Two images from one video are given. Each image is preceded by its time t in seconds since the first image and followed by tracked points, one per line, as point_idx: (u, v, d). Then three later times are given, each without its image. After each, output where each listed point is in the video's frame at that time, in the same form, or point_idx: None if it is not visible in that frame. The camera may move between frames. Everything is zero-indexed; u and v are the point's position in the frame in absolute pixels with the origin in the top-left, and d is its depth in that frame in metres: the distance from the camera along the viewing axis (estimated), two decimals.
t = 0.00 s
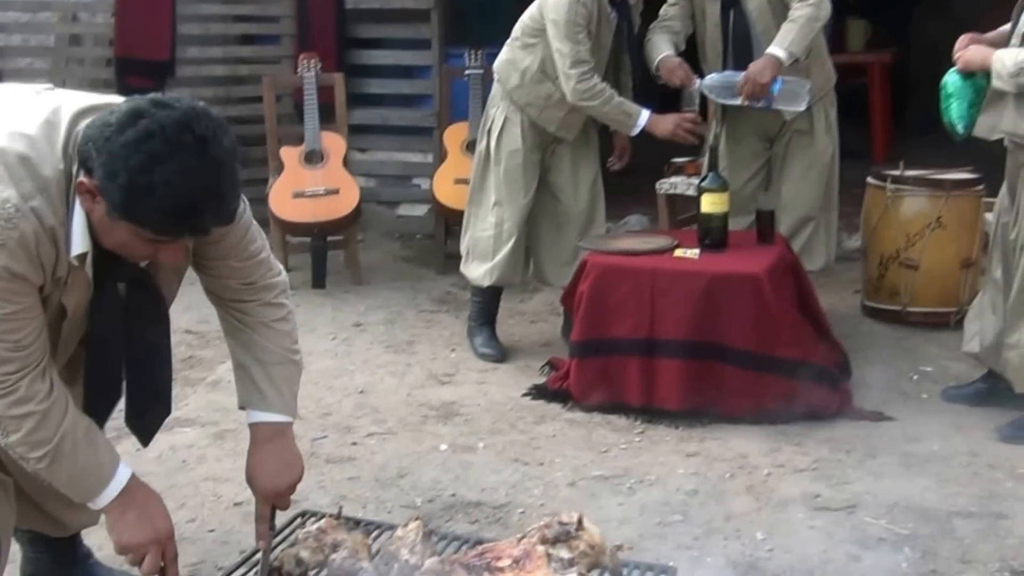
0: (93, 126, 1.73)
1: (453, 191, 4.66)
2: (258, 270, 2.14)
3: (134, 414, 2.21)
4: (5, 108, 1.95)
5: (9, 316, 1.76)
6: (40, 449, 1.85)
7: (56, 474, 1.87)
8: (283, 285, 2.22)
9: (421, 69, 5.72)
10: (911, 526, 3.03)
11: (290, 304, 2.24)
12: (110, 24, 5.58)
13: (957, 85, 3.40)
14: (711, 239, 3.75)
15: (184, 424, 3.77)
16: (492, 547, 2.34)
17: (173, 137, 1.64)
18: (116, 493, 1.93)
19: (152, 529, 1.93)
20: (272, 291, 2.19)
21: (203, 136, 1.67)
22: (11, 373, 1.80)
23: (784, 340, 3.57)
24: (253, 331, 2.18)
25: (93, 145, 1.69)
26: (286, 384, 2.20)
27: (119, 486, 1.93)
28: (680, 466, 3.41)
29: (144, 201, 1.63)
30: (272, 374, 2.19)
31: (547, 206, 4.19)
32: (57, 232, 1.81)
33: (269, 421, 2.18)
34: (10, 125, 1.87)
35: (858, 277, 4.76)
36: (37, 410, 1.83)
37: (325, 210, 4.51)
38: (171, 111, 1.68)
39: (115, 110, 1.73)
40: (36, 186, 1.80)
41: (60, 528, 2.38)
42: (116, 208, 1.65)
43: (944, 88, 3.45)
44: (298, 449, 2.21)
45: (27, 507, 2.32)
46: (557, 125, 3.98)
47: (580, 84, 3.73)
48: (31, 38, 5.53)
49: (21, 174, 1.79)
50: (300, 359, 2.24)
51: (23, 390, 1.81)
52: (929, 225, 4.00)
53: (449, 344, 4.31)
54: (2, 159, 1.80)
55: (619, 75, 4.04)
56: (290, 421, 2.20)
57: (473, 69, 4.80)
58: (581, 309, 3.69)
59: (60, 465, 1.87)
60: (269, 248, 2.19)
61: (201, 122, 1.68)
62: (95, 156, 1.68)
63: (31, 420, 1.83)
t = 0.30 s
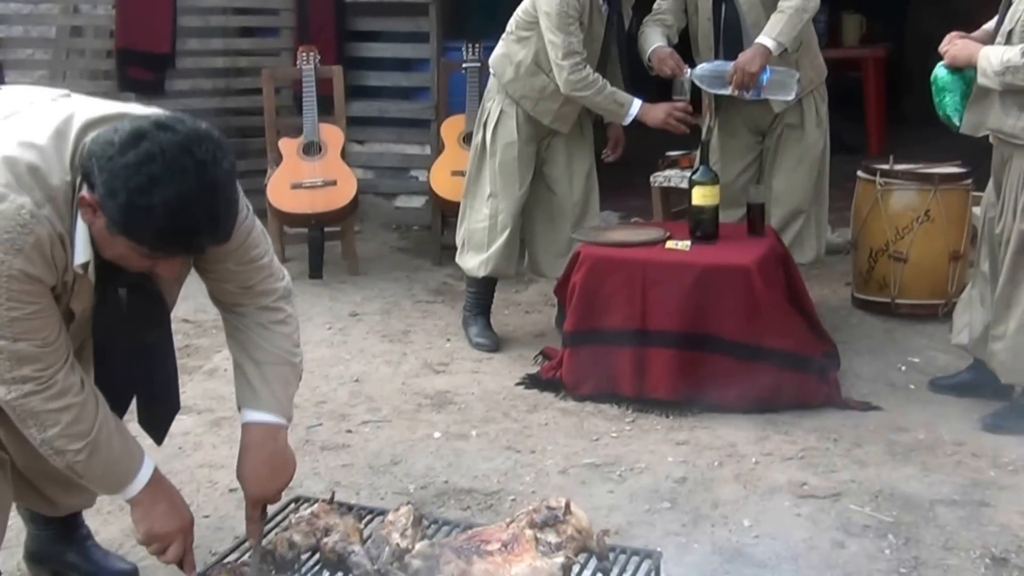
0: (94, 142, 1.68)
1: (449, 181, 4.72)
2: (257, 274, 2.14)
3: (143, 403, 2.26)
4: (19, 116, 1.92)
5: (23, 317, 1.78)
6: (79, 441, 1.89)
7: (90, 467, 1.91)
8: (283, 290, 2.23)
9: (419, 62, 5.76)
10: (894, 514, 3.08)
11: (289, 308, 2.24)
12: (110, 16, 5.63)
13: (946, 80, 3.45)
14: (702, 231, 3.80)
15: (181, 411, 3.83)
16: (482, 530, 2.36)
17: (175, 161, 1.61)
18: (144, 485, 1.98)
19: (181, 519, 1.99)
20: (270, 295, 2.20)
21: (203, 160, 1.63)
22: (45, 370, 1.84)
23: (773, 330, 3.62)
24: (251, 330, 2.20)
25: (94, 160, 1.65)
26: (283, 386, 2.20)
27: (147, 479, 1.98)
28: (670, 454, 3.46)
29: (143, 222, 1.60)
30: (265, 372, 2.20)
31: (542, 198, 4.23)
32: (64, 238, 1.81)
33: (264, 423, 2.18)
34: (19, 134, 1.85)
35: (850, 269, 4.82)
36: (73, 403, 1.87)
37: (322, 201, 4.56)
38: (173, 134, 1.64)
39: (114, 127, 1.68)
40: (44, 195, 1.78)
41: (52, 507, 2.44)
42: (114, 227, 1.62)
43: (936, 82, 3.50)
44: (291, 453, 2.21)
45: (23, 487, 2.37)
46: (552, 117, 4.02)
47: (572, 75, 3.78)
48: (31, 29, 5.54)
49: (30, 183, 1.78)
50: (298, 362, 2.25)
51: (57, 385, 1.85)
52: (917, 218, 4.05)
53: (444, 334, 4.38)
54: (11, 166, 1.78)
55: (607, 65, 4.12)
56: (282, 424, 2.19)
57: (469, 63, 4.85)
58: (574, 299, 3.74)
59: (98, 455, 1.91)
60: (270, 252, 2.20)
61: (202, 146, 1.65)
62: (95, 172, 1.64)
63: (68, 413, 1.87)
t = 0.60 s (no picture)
0: (86, 134, 1.71)
1: (445, 173, 4.77)
2: (259, 255, 2.12)
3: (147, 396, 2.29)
4: (15, 112, 1.96)
5: (26, 315, 1.83)
6: (81, 432, 1.93)
7: (92, 457, 1.95)
8: (287, 264, 2.20)
9: (416, 55, 5.81)
10: (878, 501, 3.13)
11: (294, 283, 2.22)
12: (110, 8, 5.68)
13: (931, 72, 3.52)
14: (693, 223, 3.85)
15: (179, 398, 3.88)
16: (469, 514, 2.43)
17: (162, 151, 1.63)
18: (144, 474, 2.01)
19: (178, 508, 2.02)
20: (274, 274, 2.17)
21: (190, 150, 1.66)
22: (50, 365, 1.88)
23: (763, 320, 3.67)
24: (258, 310, 2.18)
25: (85, 152, 1.68)
26: (292, 364, 2.21)
27: (147, 469, 2.01)
28: (659, 442, 3.52)
29: (134, 212, 1.63)
30: (276, 351, 2.19)
31: (537, 190, 4.28)
32: (61, 237, 1.84)
33: (274, 401, 2.19)
34: (15, 134, 1.88)
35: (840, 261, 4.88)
36: (76, 395, 1.91)
37: (319, 191, 4.62)
38: (160, 124, 1.66)
39: (105, 119, 1.71)
40: (40, 195, 1.82)
41: (49, 491, 2.49)
42: (107, 217, 1.64)
43: (920, 73, 3.57)
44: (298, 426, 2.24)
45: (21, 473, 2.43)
46: (546, 109, 4.05)
47: (564, 64, 3.83)
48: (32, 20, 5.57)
49: (25, 185, 1.81)
50: (306, 337, 2.24)
51: (61, 378, 1.90)
52: (907, 211, 4.11)
53: (439, 323, 4.44)
54: (5, 169, 1.82)
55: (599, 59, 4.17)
56: (293, 402, 2.21)
57: (466, 55, 4.90)
58: (567, 290, 3.79)
59: (99, 447, 1.95)
60: (271, 229, 2.16)
61: (189, 135, 1.67)
62: (87, 164, 1.66)
63: (72, 405, 1.91)
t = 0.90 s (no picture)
0: (81, 134, 1.71)
1: (448, 163, 4.78)
2: (247, 272, 2.14)
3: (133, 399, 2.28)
4: (15, 105, 1.97)
5: (11, 307, 1.83)
6: (70, 422, 1.94)
7: (82, 446, 1.97)
8: (274, 285, 2.21)
9: (420, 45, 5.82)
10: (875, 491, 3.14)
11: (279, 305, 2.23)
12: None
13: (930, 65, 3.54)
14: (694, 213, 3.86)
15: (178, 386, 3.91)
16: (466, 503, 2.43)
17: (157, 153, 1.64)
18: (136, 464, 2.03)
19: (172, 497, 2.05)
20: (262, 292, 2.18)
21: (186, 152, 1.66)
22: (36, 355, 1.89)
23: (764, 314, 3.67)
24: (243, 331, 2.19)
25: (80, 152, 1.68)
26: (271, 387, 2.20)
27: (139, 457, 2.03)
28: (657, 432, 3.52)
29: (127, 214, 1.63)
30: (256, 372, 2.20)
31: (539, 181, 4.29)
32: (50, 231, 1.85)
33: (251, 423, 2.19)
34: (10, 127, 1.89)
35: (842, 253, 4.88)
36: (64, 385, 1.92)
37: (322, 180, 4.62)
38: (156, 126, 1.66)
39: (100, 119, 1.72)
40: (31, 187, 1.83)
41: (43, 477, 2.52)
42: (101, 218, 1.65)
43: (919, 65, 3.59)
44: (276, 449, 2.23)
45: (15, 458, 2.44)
46: (547, 95, 4.05)
47: (561, 46, 3.84)
48: (35, 8, 5.59)
49: (16, 178, 1.82)
50: (287, 363, 2.24)
51: (49, 369, 1.90)
52: (907, 203, 4.12)
53: (440, 313, 4.44)
54: None
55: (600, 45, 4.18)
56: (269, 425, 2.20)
57: (469, 45, 4.91)
58: (568, 281, 3.79)
59: (88, 436, 1.96)
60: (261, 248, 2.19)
61: (186, 139, 1.68)
62: (81, 164, 1.67)
63: (61, 395, 1.92)
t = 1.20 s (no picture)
0: (57, 119, 1.64)
1: (463, 146, 4.72)
2: (257, 235, 2.07)
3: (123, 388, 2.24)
4: None
5: None
6: (60, 415, 1.88)
7: (73, 439, 1.91)
8: (286, 245, 2.15)
9: (437, 26, 5.71)
10: (897, 485, 3.05)
11: (291, 263, 2.17)
12: None
13: (956, 51, 3.44)
14: (714, 201, 3.76)
15: (187, 374, 3.89)
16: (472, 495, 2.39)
17: (135, 142, 1.57)
18: (129, 457, 1.96)
19: (164, 491, 1.98)
20: (274, 256, 2.13)
21: (167, 140, 1.59)
22: (22, 346, 1.84)
23: (785, 304, 3.57)
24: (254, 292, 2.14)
25: (56, 139, 1.61)
26: (280, 346, 2.18)
27: (132, 449, 1.97)
28: (675, 424, 3.44)
29: (107, 205, 1.56)
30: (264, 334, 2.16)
31: (556, 166, 4.21)
32: (26, 215, 1.80)
33: (259, 378, 2.17)
34: None
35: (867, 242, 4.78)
36: (53, 375, 1.87)
37: (333, 165, 4.58)
38: (135, 113, 1.59)
39: (77, 103, 1.64)
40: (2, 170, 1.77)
41: (44, 468, 2.46)
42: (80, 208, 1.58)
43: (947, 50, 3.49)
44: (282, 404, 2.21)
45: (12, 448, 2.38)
46: (564, 72, 3.96)
47: (575, 19, 3.77)
48: None
49: None
50: (297, 318, 2.21)
51: (36, 359, 1.85)
52: (934, 190, 4.00)
53: (456, 302, 4.37)
54: None
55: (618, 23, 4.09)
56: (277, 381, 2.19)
57: (485, 27, 4.83)
58: (584, 267, 3.70)
59: (78, 430, 1.90)
60: (269, 207, 2.11)
61: (166, 125, 1.61)
62: (57, 152, 1.60)
63: (48, 387, 1.87)
